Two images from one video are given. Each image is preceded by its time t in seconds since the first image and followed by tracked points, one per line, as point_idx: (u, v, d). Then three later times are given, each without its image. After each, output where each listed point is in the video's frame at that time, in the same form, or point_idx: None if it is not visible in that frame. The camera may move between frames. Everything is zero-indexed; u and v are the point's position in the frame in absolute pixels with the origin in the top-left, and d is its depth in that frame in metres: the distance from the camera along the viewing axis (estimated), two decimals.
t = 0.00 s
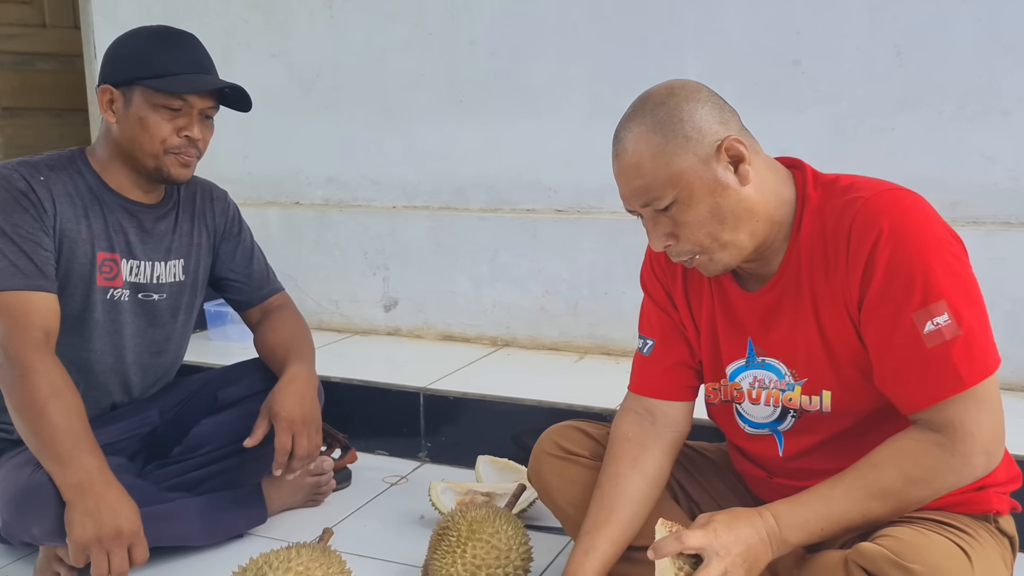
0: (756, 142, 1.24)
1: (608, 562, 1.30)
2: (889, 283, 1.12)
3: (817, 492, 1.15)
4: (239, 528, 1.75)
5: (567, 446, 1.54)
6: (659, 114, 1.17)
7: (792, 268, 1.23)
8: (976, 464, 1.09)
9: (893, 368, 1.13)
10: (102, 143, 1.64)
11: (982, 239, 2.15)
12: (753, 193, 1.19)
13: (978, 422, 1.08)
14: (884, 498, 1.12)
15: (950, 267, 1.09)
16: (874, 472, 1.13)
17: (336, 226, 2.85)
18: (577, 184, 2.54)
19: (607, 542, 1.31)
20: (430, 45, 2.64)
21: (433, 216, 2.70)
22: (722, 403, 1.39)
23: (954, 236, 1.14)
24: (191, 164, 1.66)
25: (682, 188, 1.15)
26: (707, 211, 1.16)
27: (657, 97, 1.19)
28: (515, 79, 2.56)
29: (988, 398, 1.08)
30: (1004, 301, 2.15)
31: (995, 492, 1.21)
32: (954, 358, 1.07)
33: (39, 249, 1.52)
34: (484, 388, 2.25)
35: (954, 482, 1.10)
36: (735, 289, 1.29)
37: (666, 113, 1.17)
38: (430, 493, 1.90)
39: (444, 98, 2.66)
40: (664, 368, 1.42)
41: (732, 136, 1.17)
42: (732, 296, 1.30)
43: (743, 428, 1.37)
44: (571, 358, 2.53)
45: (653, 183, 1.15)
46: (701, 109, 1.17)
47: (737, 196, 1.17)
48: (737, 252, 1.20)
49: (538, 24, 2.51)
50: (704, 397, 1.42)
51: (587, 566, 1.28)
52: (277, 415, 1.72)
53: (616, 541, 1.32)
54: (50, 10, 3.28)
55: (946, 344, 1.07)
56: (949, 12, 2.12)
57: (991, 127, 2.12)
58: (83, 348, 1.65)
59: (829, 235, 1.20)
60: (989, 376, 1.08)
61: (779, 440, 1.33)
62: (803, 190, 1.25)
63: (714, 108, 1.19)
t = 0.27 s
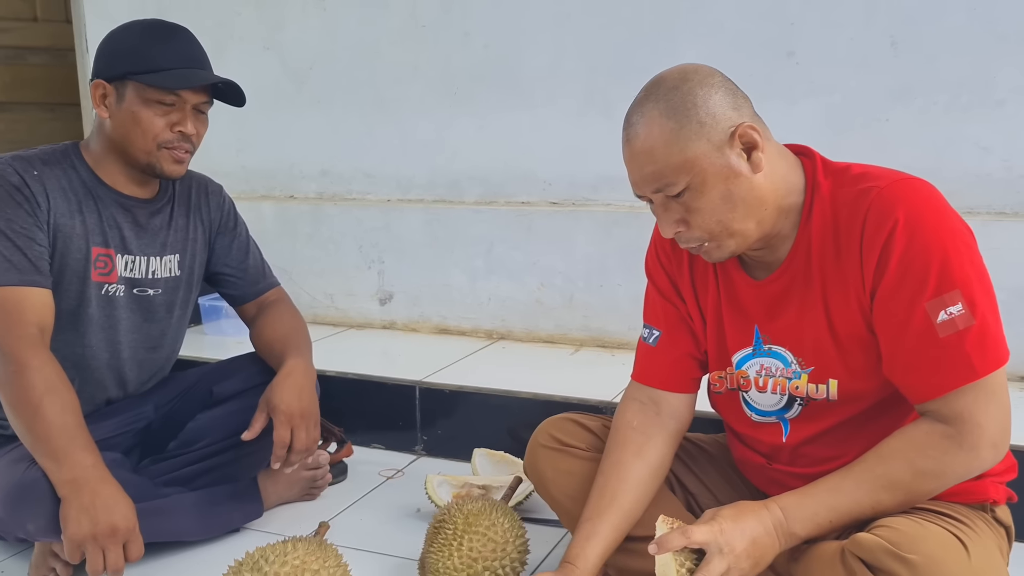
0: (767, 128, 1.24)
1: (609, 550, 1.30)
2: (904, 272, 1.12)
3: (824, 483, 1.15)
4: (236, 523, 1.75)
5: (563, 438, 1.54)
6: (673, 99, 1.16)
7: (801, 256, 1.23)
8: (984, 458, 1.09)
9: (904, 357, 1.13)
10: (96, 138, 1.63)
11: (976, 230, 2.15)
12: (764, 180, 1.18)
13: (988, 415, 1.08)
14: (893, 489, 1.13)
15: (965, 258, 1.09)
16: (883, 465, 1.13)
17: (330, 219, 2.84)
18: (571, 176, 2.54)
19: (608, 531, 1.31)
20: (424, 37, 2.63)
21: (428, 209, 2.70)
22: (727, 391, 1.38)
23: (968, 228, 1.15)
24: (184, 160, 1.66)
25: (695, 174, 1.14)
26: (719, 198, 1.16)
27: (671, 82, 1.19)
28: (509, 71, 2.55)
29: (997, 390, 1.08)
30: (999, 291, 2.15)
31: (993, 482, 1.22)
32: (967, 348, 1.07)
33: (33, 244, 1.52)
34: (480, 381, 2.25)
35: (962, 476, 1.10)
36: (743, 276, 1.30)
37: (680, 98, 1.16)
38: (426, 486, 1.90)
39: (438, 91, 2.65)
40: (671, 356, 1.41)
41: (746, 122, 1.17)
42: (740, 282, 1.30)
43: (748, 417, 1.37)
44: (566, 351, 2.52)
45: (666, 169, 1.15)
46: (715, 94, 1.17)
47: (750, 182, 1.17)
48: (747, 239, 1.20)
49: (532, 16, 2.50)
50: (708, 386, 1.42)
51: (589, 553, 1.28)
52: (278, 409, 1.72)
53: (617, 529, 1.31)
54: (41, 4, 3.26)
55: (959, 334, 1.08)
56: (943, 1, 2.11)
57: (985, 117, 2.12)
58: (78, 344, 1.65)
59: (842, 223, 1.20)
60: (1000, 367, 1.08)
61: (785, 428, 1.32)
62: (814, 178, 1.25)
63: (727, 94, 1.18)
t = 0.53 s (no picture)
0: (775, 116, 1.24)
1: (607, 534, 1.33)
2: (903, 259, 1.12)
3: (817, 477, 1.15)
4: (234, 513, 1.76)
5: (559, 426, 1.55)
6: (681, 85, 1.16)
7: (804, 239, 1.23)
8: (974, 448, 1.10)
9: (900, 343, 1.13)
10: (86, 128, 1.63)
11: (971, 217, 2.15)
12: (771, 168, 1.19)
13: (977, 405, 1.09)
14: (886, 483, 1.13)
15: (965, 247, 1.10)
16: (875, 457, 1.13)
17: (326, 209, 2.84)
18: (567, 165, 2.54)
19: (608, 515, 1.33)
20: (418, 26, 2.62)
21: (424, 198, 2.69)
22: (726, 368, 1.40)
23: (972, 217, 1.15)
24: (173, 144, 1.65)
25: (703, 161, 1.14)
26: (726, 185, 1.16)
27: (680, 67, 1.18)
28: (503, 59, 2.55)
29: (988, 380, 1.09)
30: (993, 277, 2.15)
31: (987, 467, 1.23)
32: (962, 337, 1.08)
33: (28, 236, 1.51)
34: (476, 370, 2.25)
35: (952, 466, 1.11)
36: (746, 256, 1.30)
37: (689, 84, 1.16)
38: (423, 475, 1.91)
39: (433, 80, 2.64)
40: (680, 328, 1.46)
41: (754, 110, 1.16)
42: (742, 262, 1.31)
43: (746, 396, 1.38)
44: (563, 340, 2.53)
45: (673, 155, 1.15)
46: (724, 81, 1.17)
47: (756, 170, 1.17)
48: (752, 226, 1.21)
49: (526, 4, 2.49)
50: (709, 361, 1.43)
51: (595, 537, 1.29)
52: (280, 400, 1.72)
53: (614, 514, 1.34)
54: None
55: (955, 322, 1.08)
56: None
57: (980, 104, 2.12)
58: (74, 336, 1.65)
59: (845, 208, 1.20)
60: (996, 357, 1.09)
61: (780, 408, 1.33)
62: (819, 163, 1.25)
63: (736, 80, 1.18)
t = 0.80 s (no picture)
0: (769, 102, 1.24)
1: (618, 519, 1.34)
2: (901, 244, 1.13)
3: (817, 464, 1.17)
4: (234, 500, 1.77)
5: (557, 412, 1.56)
6: (675, 74, 1.17)
7: (801, 225, 1.24)
8: (971, 430, 1.11)
9: (897, 327, 1.14)
10: (77, 116, 1.63)
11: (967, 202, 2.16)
12: (765, 154, 1.19)
13: (975, 387, 1.10)
14: (886, 468, 1.14)
15: (963, 231, 1.11)
16: (874, 443, 1.14)
17: (323, 197, 2.84)
18: (564, 152, 2.54)
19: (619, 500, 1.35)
20: (414, 13, 2.62)
21: (420, 186, 2.70)
22: (726, 352, 1.40)
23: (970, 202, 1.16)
24: (161, 127, 1.64)
25: (697, 149, 1.15)
26: (720, 173, 1.17)
27: (674, 56, 1.19)
28: (499, 47, 2.54)
29: (985, 364, 1.10)
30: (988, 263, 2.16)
31: (983, 451, 1.24)
32: (959, 320, 1.09)
33: (25, 226, 1.52)
34: (474, 357, 2.26)
35: (951, 449, 1.12)
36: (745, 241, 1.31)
37: (682, 73, 1.17)
38: (422, 462, 1.92)
39: (430, 68, 2.63)
40: (681, 310, 1.48)
41: (748, 97, 1.17)
42: (741, 247, 1.32)
43: (745, 380, 1.39)
44: (560, 327, 2.54)
45: (667, 143, 1.15)
46: (717, 69, 1.17)
47: (750, 157, 1.17)
48: (748, 213, 1.21)
49: None
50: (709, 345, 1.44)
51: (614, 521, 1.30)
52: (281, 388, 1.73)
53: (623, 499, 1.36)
54: None
55: (952, 306, 1.09)
56: None
57: (976, 90, 2.12)
58: (70, 325, 1.65)
59: (843, 194, 1.21)
60: (993, 340, 1.10)
61: (779, 390, 1.34)
62: (817, 149, 1.26)
63: (729, 68, 1.19)
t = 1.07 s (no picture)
0: (756, 88, 1.24)
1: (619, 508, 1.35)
2: (893, 227, 1.13)
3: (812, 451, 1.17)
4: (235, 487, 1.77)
5: (556, 399, 1.57)
6: (660, 63, 1.17)
7: (793, 211, 1.24)
8: (965, 411, 1.12)
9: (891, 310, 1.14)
10: (68, 105, 1.63)
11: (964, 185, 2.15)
12: (753, 141, 1.19)
13: (968, 369, 1.10)
14: (881, 452, 1.15)
15: (953, 213, 1.11)
16: (870, 428, 1.15)
17: (320, 184, 2.83)
18: (561, 138, 2.54)
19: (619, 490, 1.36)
20: None
21: (418, 172, 2.69)
22: (722, 337, 1.41)
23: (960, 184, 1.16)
24: (157, 115, 1.64)
25: (684, 138, 1.15)
26: (709, 160, 1.16)
27: (658, 46, 1.19)
28: (496, 32, 2.53)
29: (977, 345, 1.11)
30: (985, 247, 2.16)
31: (978, 434, 1.25)
32: (952, 301, 1.09)
33: (19, 215, 1.52)
34: (473, 343, 2.27)
35: (946, 431, 1.13)
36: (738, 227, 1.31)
37: (668, 61, 1.16)
38: (421, 448, 1.93)
39: (426, 54, 2.62)
40: (674, 296, 1.48)
41: (733, 84, 1.17)
42: (735, 232, 1.32)
43: (743, 365, 1.40)
44: (559, 313, 2.54)
45: (655, 132, 1.15)
46: (702, 58, 1.17)
47: (738, 144, 1.17)
48: (738, 199, 1.21)
49: None
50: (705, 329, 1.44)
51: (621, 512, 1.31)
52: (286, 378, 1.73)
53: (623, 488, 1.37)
54: None
55: (944, 287, 1.10)
56: None
57: (973, 73, 2.12)
58: (67, 313, 1.65)
59: (833, 179, 1.21)
60: (985, 320, 1.10)
61: (776, 374, 1.34)
62: (808, 134, 1.26)
63: (716, 56, 1.18)
